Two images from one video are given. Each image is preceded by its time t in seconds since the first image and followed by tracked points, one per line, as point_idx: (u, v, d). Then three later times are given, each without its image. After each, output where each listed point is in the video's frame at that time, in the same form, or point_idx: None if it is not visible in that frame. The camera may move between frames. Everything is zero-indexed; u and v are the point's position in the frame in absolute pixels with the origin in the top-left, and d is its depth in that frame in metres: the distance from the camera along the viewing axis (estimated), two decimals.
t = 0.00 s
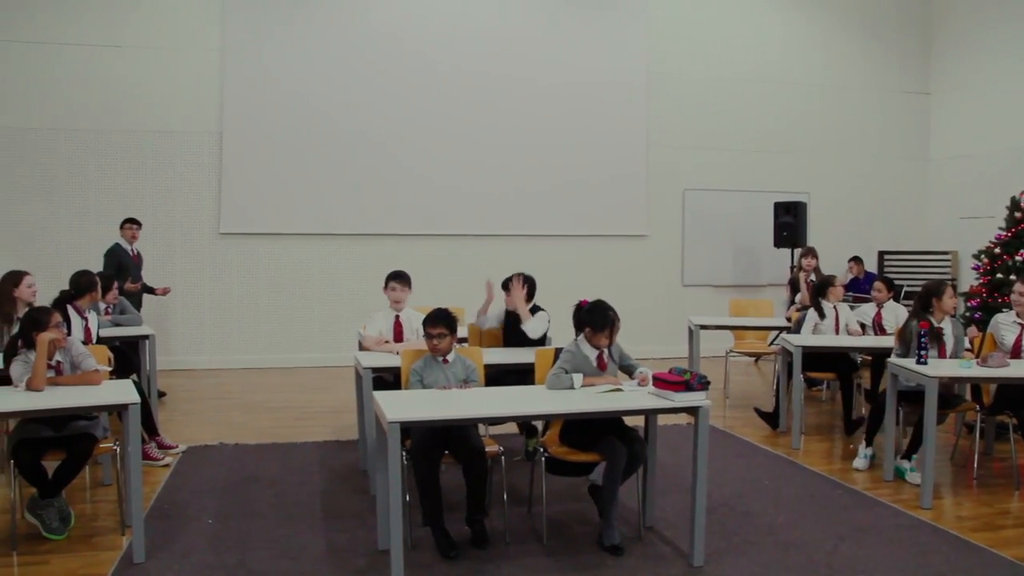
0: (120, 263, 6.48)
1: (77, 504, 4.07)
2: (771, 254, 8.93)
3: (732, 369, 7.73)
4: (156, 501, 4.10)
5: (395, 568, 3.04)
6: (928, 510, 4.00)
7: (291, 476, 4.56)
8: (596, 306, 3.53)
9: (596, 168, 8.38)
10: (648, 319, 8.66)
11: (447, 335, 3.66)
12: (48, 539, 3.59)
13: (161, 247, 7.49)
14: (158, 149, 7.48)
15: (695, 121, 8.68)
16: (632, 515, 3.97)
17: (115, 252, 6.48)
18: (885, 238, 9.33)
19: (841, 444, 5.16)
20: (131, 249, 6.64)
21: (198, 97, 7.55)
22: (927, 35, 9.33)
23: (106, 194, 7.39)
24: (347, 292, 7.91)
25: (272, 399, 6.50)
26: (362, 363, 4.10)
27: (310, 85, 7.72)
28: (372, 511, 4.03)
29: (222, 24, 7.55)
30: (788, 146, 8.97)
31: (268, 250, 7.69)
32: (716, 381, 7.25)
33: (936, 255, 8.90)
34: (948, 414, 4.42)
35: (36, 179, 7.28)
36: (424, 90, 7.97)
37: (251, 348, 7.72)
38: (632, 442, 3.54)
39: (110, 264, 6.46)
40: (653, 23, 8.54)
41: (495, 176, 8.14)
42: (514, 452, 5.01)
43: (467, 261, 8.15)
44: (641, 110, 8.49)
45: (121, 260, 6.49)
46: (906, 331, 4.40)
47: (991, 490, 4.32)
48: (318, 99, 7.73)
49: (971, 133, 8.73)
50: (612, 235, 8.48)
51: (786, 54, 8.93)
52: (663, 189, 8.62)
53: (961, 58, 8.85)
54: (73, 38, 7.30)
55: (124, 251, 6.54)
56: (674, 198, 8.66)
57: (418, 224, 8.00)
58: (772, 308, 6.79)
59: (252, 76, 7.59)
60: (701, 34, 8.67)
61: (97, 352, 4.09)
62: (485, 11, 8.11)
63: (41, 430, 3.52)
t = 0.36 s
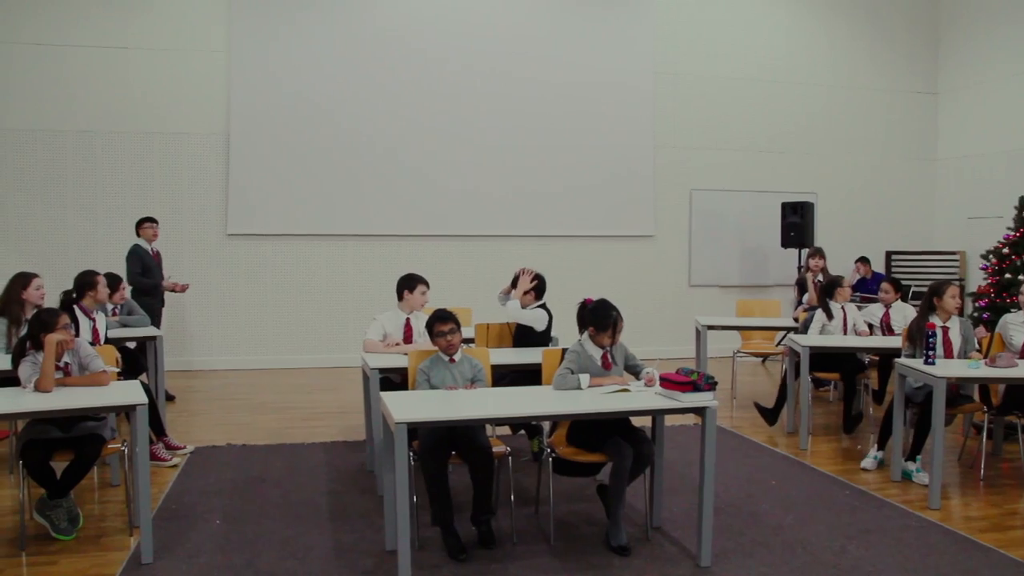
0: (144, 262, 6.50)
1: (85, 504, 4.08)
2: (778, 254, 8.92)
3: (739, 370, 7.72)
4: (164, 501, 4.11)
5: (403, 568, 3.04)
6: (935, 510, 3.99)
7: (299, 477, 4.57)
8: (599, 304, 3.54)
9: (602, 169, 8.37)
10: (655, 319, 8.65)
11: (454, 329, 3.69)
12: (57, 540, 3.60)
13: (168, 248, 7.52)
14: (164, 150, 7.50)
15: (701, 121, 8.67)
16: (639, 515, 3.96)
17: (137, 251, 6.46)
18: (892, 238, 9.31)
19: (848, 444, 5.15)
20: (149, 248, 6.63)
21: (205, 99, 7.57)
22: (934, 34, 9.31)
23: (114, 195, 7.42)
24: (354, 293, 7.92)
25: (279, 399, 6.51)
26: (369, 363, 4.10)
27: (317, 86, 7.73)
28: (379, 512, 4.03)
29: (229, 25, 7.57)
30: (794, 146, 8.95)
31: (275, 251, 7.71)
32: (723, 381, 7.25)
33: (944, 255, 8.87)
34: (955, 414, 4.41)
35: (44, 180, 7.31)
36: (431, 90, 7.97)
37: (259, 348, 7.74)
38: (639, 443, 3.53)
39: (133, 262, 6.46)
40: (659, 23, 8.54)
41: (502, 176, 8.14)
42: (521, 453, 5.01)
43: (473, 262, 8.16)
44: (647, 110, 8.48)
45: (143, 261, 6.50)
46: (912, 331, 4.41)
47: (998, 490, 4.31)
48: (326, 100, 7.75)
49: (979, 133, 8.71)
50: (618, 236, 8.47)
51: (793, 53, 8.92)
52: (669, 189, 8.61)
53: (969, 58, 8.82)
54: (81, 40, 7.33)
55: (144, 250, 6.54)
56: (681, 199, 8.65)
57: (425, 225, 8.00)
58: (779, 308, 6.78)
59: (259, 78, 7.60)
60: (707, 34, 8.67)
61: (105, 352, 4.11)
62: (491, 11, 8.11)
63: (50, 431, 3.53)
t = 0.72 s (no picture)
0: (161, 258, 6.50)
1: (92, 498, 4.10)
2: (782, 245, 8.90)
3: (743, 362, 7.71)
4: (171, 495, 4.12)
5: (409, 560, 3.05)
6: (941, 501, 3.99)
7: (304, 470, 4.57)
8: (605, 297, 3.55)
9: (606, 161, 8.36)
10: (660, 311, 8.64)
11: (455, 319, 3.70)
12: (64, 534, 3.61)
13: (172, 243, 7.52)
14: (168, 145, 7.50)
15: (705, 112, 8.65)
16: (644, 507, 3.96)
17: (155, 247, 6.46)
18: (897, 229, 9.28)
19: (853, 435, 5.15)
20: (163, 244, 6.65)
21: (209, 93, 7.57)
22: (939, 24, 9.26)
23: (119, 190, 7.42)
24: (358, 287, 7.93)
25: (284, 393, 6.52)
26: (374, 357, 4.11)
27: (321, 80, 7.73)
28: (385, 505, 4.04)
29: (232, 19, 7.56)
30: (798, 137, 8.93)
31: (279, 245, 7.71)
32: (727, 373, 7.24)
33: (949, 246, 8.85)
34: (961, 405, 4.40)
35: (48, 175, 7.31)
36: (434, 84, 7.96)
37: (263, 343, 7.75)
38: (643, 435, 3.53)
39: (150, 258, 6.45)
40: (662, 14, 8.51)
41: (506, 169, 8.13)
42: (526, 445, 5.02)
43: (478, 255, 8.16)
44: (651, 102, 8.45)
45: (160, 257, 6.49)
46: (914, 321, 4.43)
47: (1004, 481, 4.30)
48: (329, 94, 7.74)
49: (984, 123, 8.67)
50: (622, 228, 8.46)
51: (797, 44, 8.88)
52: (673, 181, 8.59)
53: (974, 47, 8.78)
54: (84, 34, 7.33)
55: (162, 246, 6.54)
56: (685, 191, 8.63)
57: (429, 218, 8.00)
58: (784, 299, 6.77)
59: (262, 72, 7.60)
60: (711, 25, 8.63)
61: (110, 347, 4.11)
62: (495, 4, 8.09)
63: (56, 426, 3.54)
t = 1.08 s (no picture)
0: (165, 258, 6.46)
1: (92, 497, 4.10)
2: (782, 242, 8.89)
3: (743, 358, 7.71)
4: (170, 494, 4.12)
5: (409, 558, 3.05)
6: (940, 497, 3.99)
7: (304, 468, 4.57)
8: (608, 295, 3.55)
9: (605, 158, 8.35)
10: (659, 308, 8.65)
11: (454, 314, 3.73)
12: (64, 532, 3.61)
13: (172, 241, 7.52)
14: (167, 143, 7.49)
15: (704, 109, 8.64)
16: (644, 504, 3.97)
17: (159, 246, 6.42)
18: (896, 226, 9.28)
19: (853, 432, 5.15)
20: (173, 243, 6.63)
21: (208, 90, 7.56)
22: (938, 20, 9.26)
23: (117, 188, 7.42)
24: (358, 284, 7.92)
25: (284, 391, 6.52)
26: (373, 355, 4.10)
27: (320, 77, 7.72)
28: (385, 502, 4.04)
29: (230, 17, 7.54)
30: (798, 134, 8.92)
31: (278, 242, 7.71)
32: (727, 370, 7.24)
33: (948, 242, 8.85)
34: (961, 402, 4.40)
35: (47, 173, 7.31)
36: (433, 81, 7.95)
37: (263, 340, 7.75)
38: (643, 433, 3.53)
39: (154, 257, 6.44)
40: (661, 11, 8.50)
41: (505, 166, 8.12)
42: (526, 442, 5.02)
43: (477, 252, 8.16)
44: (650, 99, 8.45)
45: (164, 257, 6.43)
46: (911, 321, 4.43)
47: (1003, 477, 4.31)
48: (329, 91, 7.73)
49: (983, 119, 8.67)
50: (621, 225, 8.46)
51: (796, 40, 8.88)
52: (672, 178, 8.59)
53: (973, 44, 8.77)
54: (83, 32, 7.32)
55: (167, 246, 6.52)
56: (684, 188, 8.63)
57: (428, 216, 7.99)
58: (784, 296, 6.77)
59: (262, 70, 7.59)
60: (710, 22, 8.62)
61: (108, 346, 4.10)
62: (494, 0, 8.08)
63: (55, 424, 3.55)
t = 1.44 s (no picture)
0: (173, 256, 6.49)
1: (91, 496, 4.10)
2: (781, 241, 8.90)
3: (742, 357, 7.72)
4: (169, 493, 4.12)
5: (407, 557, 3.05)
6: (939, 496, 3.99)
7: (302, 467, 4.57)
8: (608, 293, 3.55)
9: (604, 157, 8.35)
10: (658, 307, 8.65)
11: (453, 312, 3.74)
12: (63, 531, 3.61)
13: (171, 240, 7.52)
14: (166, 142, 7.49)
15: (703, 108, 8.64)
16: (643, 503, 3.97)
17: (168, 244, 6.48)
18: (895, 224, 9.28)
19: (852, 431, 5.15)
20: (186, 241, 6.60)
21: (207, 89, 7.55)
22: (937, 19, 9.26)
23: (116, 188, 7.41)
24: (357, 283, 7.92)
25: (283, 390, 6.51)
26: (372, 354, 4.10)
27: (320, 77, 7.72)
28: (384, 501, 4.04)
29: (229, 16, 7.54)
30: (796, 133, 8.92)
31: (277, 241, 7.70)
32: (726, 369, 7.24)
33: (947, 241, 8.85)
34: (960, 400, 4.40)
35: (46, 172, 7.30)
36: (432, 80, 7.95)
37: (262, 339, 7.75)
38: (641, 432, 3.53)
39: (163, 255, 6.48)
40: (660, 10, 8.50)
41: (504, 165, 8.12)
42: (524, 441, 5.02)
43: (476, 251, 8.15)
44: (649, 97, 8.44)
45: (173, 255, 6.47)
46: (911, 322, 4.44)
47: (1002, 476, 4.31)
48: (328, 90, 7.73)
49: (981, 118, 8.67)
50: (620, 224, 8.46)
51: (795, 39, 8.87)
52: (671, 177, 8.59)
53: (972, 42, 8.77)
54: (81, 32, 7.31)
55: (177, 243, 6.52)
56: (683, 187, 8.63)
57: (427, 215, 7.99)
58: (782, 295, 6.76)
59: (261, 69, 7.58)
60: (709, 21, 8.62)
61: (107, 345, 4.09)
62: None
63: (53, 423, 3.55)
